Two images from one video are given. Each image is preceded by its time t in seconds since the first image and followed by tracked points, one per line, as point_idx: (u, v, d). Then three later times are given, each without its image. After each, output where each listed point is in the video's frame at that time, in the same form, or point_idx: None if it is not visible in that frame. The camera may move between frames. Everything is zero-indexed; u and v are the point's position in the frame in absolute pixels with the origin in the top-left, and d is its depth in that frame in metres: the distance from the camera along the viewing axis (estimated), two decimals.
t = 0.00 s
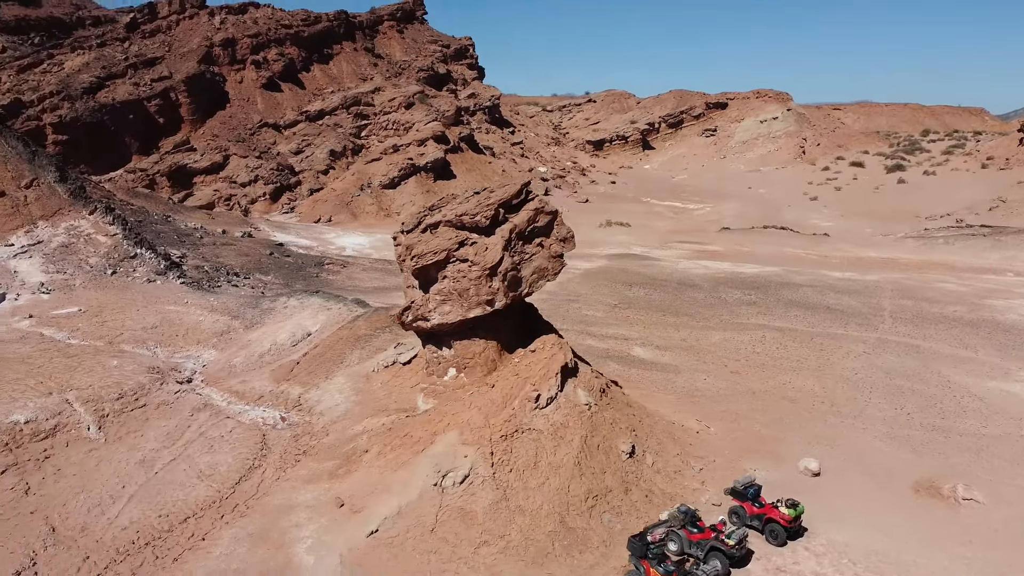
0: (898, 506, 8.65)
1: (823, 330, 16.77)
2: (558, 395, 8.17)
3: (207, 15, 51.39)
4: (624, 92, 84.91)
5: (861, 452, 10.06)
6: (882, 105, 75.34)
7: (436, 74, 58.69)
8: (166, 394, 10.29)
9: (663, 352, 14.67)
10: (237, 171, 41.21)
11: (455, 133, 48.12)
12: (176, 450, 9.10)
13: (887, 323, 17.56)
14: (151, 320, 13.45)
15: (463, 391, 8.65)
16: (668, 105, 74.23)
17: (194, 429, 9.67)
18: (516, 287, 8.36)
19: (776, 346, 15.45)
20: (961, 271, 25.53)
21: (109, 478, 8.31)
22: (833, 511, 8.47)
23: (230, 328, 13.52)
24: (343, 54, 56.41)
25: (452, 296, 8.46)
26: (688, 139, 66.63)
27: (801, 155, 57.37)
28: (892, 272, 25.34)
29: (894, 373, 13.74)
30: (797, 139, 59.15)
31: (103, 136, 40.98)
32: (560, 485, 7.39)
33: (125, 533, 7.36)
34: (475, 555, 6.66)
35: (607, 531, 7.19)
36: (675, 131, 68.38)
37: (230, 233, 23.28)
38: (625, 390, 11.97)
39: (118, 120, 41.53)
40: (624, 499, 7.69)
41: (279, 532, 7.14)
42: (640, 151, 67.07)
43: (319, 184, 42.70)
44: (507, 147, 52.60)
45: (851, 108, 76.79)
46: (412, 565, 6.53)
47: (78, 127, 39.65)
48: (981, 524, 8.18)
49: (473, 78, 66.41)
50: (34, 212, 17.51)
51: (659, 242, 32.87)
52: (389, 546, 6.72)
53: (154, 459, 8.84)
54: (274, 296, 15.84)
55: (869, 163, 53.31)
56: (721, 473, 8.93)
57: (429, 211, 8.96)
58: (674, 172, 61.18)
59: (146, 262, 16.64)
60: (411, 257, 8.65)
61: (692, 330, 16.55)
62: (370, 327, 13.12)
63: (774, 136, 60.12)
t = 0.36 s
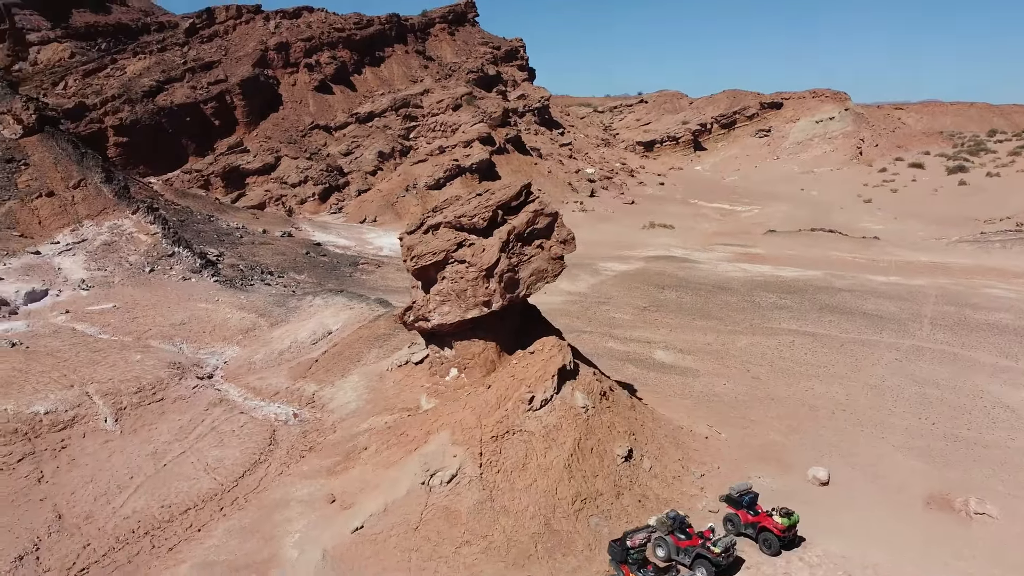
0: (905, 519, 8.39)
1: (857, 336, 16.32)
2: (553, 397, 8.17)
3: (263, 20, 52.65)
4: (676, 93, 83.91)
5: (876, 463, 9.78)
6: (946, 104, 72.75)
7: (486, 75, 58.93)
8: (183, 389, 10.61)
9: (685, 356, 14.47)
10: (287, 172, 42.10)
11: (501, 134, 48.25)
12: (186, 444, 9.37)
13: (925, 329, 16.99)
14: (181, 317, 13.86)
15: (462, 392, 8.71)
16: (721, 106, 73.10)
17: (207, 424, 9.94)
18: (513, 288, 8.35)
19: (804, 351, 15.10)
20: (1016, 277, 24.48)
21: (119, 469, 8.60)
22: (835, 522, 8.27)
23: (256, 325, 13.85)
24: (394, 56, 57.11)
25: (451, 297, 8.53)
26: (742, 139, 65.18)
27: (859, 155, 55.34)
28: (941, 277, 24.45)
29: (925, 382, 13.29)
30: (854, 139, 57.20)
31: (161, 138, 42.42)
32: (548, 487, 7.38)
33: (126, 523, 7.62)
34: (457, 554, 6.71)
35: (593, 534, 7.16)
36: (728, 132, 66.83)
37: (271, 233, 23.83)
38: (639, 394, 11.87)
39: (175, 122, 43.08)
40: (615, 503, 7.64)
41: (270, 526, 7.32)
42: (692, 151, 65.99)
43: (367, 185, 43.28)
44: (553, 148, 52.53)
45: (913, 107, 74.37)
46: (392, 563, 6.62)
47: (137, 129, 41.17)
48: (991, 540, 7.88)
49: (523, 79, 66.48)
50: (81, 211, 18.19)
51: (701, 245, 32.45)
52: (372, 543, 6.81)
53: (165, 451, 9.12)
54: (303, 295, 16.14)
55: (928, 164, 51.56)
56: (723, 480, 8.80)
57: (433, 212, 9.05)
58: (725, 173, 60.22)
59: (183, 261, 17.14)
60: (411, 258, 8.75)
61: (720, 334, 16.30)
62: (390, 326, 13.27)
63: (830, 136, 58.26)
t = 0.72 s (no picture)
0: (911, 532, 8.13)
1: (890, 343, 15.87)
2: (547, 399, 8.16)
3: (316, 23, 53.74)
4: (731, 93, 82.60)
5: (889, 474, 9.49)
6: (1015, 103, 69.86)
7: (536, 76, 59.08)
8: (201, 384, 10.91)
9: (707, 360, 14.27)
10: (337, 173, 42.89)
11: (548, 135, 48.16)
12: (198, 438, 9.64)
13: (965, 337, 16.41)
14: (209, 314, 14.28)
15: (460, 391, 8.76)
16: (776, 105, 71.67)
17: (219, 418, 10.21)
18: (510, 290, 8.35)
19: (832, 358, 14.73)
20: None
21: (129, 460, 8.91)
22: (837, 534, 8.08)
23: (281, 323, 14.15)
24: (445, 58, 57.54)
25: (449, 298, 8.59)
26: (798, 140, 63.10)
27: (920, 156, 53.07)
28: (993, 282, 23.51)
29: (956, 391, 12.83)
30: (914, 139, 54.93)
31: (216, 141, 43.65)
32: (534, 489, 7.38)
33: (129, 512, 7.89)
34: (437, 551, 6.76)
35: (578, 538, 7.13)
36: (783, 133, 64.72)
37: (311, 233, 24.31)
38: (651, 397, 11.75)
39: (231, 125, 44.33)
40: (604, 507, 7.60)
41: (263, 519, 7.49)
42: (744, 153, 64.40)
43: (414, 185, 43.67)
44: (601, 149, 52.31)
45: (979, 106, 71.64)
46: (373, 559, 6.70)
47: (194, 131, 42.47)
48: (998, 556, 7.58)
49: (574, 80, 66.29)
50: (125, 211, 18.85)
51: (744, 247, 31.91)
52: (355, 538, 6.91)
53: (175, 444, 9.40)
54: (331, 294, 16.41)
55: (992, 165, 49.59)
56: (723, 486, 8.66)
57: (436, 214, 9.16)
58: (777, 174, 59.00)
59: (218, 259, 17.60)
60: (411, 259, 8.87)
61: (748, 338, 16.04)
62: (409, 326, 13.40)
63: (890, 137, 56.02)
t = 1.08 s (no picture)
0: (915, 545, 7.88)
1: (923, 350, 15.42)
2: (540, 401, 8.16)
3: (365, 27, 54.46)
4: (783, 93, 81.03)
5: (899, 485, 9.22)
6: None
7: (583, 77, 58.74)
8: (217, 381, 11.18)
9: (728, 364, 14.06)
10: (381, 175, 43.47)
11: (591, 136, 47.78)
12: (209, 432, 9.89)
13: (1003, 345, 15.83)
14: (235, 312, 14.63)
15: (459, 391, 8.80)
16: (828, 105, 70.01)
17: (231, 414, 10.45)
18: (506, 291, 8.38)
19: (859, 365, 14.35)
20: None
21: (139, 453, 9.19)
22: (835, 545, 7.88)
23: (303, 322, 14.38)
24: (491, 61, 57.51)
25: (447, 299, 8.64)
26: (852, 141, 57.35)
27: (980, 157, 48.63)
28: None
29: (985, 401, 12.37)
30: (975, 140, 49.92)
31: (266, 142, 44.63)
32: (522, 492, 7.38)
33: (132, 504, 8.14)
34: (419, 550, 6.82)
35: (562, 541, 7.11)
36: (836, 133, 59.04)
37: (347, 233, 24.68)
38: (663, 403, 11.61)
39: (280, 127, 45.30)
40: (593, 512, 7.56)
41: (256, 514, 7.66)
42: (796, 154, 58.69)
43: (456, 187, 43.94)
44: (646, 149, 51.79)
45: None
46: (356, 556, 6.79)
47: (245, 133, 43.52)
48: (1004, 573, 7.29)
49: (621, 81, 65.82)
50: (163, 211, 19.42)
51: (785, 250, 31.29)
52: (341, 535, 7.01)
53: (186, 438, 9.67)
54: (357, 293, 16.64)
55: None
56: (722, 494, 8.52)
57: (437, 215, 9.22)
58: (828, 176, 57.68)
59: (249, 259, 17.96)
60: (411, 260, 8.96)
61: (773, 343, 15.76)
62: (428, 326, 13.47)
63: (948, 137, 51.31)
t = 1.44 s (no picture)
0: (917, 560, 7.64)
1: (962, 359, 14.82)
2: (534, 402, 8.17)
3: (418, 29, 54.94)
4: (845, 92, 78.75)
5: (911, 497, 8.93)
6: None
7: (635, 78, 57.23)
8: (236, 377, 11.48)
9: (752, 370, 13.80)
10: (431, 174, 43.83)
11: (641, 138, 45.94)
12: (223, 426, 10.17)
13: None
14: (263, 310, 14.98)
15: (459, 391, 8.87)
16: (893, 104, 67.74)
17: (246, 409, 10.71)
18: (503, 293, 8.41)
19: (890, 372, 13.91)
20: None
21: (153, 445, 9.51)
22: (831, 557, 7.69)
23: (329, 321, 14.64)
24: (542, 62, 56.47)
25: (446, 300, 8.72)
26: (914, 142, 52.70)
27: None
28: None
29: (1020, 413, 11.85)
30: None
31: (319, 144, 45.60)
32: (509, 493, 7.39)
33: (140, 493, 8.44)
34: (401, 547, 6.90)
35: (544, 545, 7.09)
36: (899, 134, 53.96)
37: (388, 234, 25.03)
38: (678, 407, 11.45)
39: (334, 129, 46.28)
40: (581, 515, 7.52)
41: (253, 507, 7.86)
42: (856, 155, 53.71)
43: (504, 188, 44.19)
44: (699, 150, 50.51)
45: None
46: (340, 551, 6.91)
47: (299, 136, 44.54)
48: None
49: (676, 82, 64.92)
50: (205, 211, 20.01)
51: (833, 254, 30.44)
52: (328, 531, 7.14)
53: (199, 432, 9.95)
54: (386, 293, 16.85)
55: None
56: (720, 502, 8.38)
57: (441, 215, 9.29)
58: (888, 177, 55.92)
59: (285, 258, 18.37)
60: (413, 261, 9.06)
61: (803, 348, 15.39)
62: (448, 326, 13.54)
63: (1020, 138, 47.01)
